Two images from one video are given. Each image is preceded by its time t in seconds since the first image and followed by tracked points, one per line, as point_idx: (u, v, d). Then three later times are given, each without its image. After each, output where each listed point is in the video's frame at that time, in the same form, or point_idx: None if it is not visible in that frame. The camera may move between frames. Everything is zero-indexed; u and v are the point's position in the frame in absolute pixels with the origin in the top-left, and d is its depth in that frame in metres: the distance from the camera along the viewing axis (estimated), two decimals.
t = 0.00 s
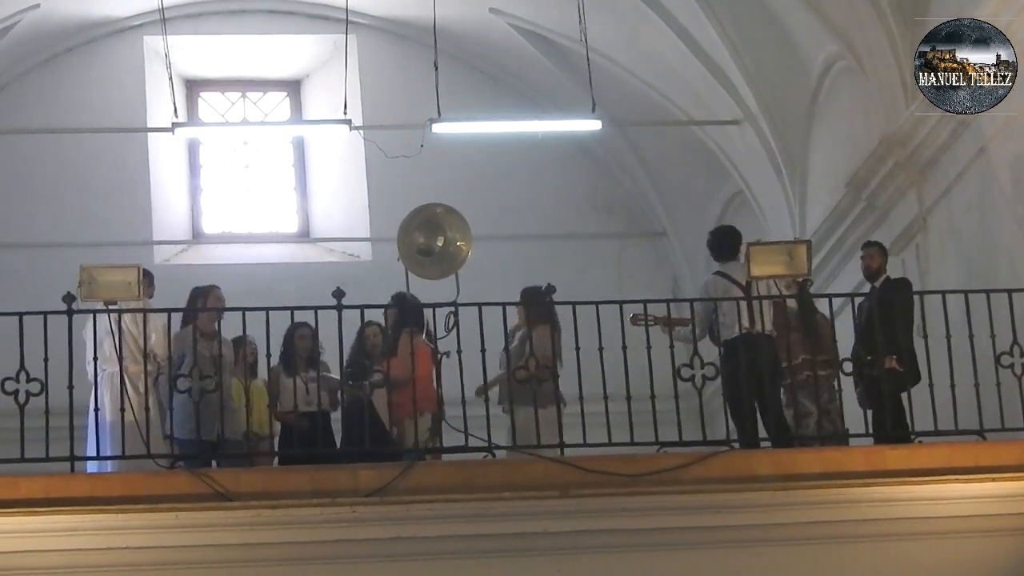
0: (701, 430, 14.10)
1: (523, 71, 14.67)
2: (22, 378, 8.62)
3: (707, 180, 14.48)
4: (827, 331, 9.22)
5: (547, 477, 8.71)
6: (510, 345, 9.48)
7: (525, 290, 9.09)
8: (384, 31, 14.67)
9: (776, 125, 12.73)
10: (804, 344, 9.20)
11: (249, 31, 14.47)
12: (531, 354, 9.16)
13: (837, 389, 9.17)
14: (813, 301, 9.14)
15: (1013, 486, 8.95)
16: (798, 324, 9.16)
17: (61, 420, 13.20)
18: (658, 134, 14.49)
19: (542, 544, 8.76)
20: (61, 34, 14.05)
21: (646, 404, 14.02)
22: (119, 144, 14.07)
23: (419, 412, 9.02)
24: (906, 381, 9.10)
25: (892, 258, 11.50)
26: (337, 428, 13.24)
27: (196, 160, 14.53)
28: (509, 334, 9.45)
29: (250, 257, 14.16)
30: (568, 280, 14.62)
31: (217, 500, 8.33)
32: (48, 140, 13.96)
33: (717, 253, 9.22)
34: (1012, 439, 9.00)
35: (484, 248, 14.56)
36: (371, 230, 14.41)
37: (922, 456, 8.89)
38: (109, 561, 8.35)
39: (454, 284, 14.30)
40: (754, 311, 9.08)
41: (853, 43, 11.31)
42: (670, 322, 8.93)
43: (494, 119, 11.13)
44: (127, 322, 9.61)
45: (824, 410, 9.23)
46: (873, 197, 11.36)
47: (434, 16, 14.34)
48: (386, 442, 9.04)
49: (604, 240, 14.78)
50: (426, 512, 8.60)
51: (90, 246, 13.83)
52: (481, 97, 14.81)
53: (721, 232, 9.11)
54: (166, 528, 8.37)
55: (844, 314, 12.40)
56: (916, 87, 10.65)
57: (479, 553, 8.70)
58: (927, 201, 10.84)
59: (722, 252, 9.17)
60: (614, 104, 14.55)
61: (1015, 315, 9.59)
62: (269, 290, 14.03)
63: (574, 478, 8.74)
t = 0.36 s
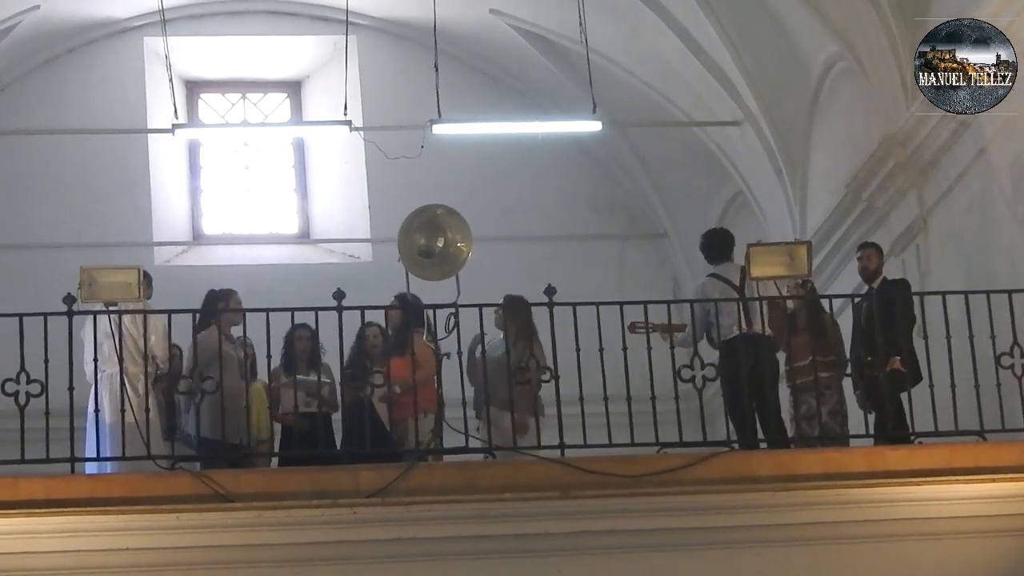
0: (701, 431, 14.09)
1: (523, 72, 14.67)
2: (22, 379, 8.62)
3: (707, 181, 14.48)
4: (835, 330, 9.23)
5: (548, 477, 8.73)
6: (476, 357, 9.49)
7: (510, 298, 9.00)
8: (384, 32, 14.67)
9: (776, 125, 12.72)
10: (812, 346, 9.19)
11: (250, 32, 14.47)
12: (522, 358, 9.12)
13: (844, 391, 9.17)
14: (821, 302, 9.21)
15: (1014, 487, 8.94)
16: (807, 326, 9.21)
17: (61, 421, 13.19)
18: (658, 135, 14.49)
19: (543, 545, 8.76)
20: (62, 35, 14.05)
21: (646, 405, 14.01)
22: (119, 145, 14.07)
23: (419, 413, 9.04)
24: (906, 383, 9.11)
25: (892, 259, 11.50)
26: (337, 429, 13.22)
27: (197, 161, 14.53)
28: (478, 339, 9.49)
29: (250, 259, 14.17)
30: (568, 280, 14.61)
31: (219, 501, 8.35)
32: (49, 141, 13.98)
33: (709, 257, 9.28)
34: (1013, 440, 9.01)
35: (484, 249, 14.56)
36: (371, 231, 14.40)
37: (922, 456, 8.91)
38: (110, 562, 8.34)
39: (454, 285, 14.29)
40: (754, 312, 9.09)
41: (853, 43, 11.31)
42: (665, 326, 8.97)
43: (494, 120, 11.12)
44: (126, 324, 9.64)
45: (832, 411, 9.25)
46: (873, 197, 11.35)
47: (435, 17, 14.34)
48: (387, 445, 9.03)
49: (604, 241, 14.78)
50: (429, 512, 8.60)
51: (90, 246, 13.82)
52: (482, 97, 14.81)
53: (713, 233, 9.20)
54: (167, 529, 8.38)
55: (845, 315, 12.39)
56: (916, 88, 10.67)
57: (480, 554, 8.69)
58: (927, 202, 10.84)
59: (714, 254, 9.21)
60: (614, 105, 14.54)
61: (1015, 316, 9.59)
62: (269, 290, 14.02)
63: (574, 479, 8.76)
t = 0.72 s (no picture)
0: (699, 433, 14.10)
1: (523, 73, 14.66)
2: (21, 378, 8.62)
3: (705, 182, 14.48)
4: (839, 335, 9.21)
5: (548, 478, 8.73)
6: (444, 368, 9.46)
7: (493, 304, 9.26)
8: (383, 32, 14.67)
9: (775, 126, 12.72)
10: (818, 348, 9.18)
11: (249, 32, 14.46)
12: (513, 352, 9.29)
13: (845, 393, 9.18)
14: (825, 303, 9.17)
15: (1011, 488, 8.97)
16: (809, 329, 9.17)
17: (59, 421, 13.19)
18: (657, 136, 14.50)
19: (542, 546, 8.76)
20: (61, 35, 14.04)
21: (645, 406, 14.01)
22: (118, 145, 14.07)
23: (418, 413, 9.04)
24: (903, 385, 9.12)
25: (892, 261, 11.49)
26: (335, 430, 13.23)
27: (196, 162, 14.52)
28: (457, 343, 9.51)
29: (249, 259, 14.17)
30: (566, 281, 14.61)
31: (218, 502, 8.37)
32: (49, 142, 13.98)
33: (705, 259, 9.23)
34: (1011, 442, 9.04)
35: (482, 250, 14.55)
36: (370, 232, 14.41)
37: (920, 457, 8.93)
38: (109, 562, 8.34)
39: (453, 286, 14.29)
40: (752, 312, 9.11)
41: (852, 45, 11.31)
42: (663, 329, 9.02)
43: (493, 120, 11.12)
44: (124, 325, 9.72)
45: (834, 412, 9.24)
46: (872, 198, 11.35)
47: (433, 17, 14.34)
48: (385, 446, 9.06)
49: (602, 242, 14.78)
50: (428, 513, 8.61)
51: (89, 246, 13.82)
52: (481, 98, 14.81)
53: (708, 234, 9.19)
54: (167, 530, 8.39)
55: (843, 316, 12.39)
56: (916, 90, 10.68)
57: (478, 555, 8.69)
58: (926, 203, 10.84)
59: (706, 256, 9.19)
60: (613, 106, 14.54)
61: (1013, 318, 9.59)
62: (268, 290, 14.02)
63: (572, 480, 8.77)
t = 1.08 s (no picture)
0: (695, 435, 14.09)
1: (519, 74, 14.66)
2: (16, 378, 8.61)
3: (702, 184, 14.49)
4: (838, 337, 9.23)
5: (543, 480, 8.76)
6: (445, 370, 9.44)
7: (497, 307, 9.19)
8: (380, 33, 14.67)
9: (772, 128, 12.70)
10: (815, 349, 9.21)
11: (246, 33, 14.46)
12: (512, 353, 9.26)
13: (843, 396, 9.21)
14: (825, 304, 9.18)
15: (1008, 491, 8.97)
16: (808, 331, 9.18)
17: (56, 421, 13.17)
18: (654, 138, 14.50)
19: (537, 547, 8.75)
20: (58, 35, 14.04)
21: (641, 408, 14.00)
22: (115, 145, 14.06)
23: (413, 416, 9.09)
24: (897, 388, 9.13)
25: (888, 263, 11.49)
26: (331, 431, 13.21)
27: (192, 162, 14.54)
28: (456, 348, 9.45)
29: (246, 259, 14.16)
30: (562, 283, 14.61)
31: (214, 502, 8.38)
32: (47, 142, 13.98)
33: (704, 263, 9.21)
34: (1005, 446, 9.08)
35: (479, 251, 14.55)
36: (366, 233, 14.40)
37: (915, 460, 8.96)
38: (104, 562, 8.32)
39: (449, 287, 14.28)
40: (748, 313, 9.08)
41: (850, 47, 11.31)
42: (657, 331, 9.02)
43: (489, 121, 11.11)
44: (120, 325, 9.75)
45: (832, 415, 9.27)
46: (868, 201, 11.34)
47: (431, 18, 14.34)
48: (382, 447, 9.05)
49: (599, 244, 14.77)
50: (424, 514, 8.60)
51: (86, 247, 13.81)
52: (478, 99, 14.81)
53: (705, 238, 9.19)
54: (163, 530, 8.39)
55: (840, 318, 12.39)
56: (911, 92, 10.64)
57: (474, 556, 8.69)
58: (923, 206, 10.84)
59: (703, 258, 9.17)
60: (610, 108, 14.53)
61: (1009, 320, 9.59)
62: (264, 291, 14.02)
63: (568, 481, 8.78)
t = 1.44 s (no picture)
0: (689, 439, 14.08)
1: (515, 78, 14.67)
2: (10, 380, 8.60)
3: (698, 188, 14.49)
4: (833, 343, 9.24)
5: (538, 484, 8.77)
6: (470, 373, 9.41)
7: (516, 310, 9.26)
8: (376, 37, 14.66)
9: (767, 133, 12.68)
10: (809, 354, 9.19)
11: (242, 36, 14.45)
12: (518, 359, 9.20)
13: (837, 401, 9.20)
14: (820, 310, 9.17)
15: (1003, 496, 9.00)
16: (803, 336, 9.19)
17: (48, 423, 13.14)
18: (650, 142, 14.50)
19: (532, 551, 8.75)
20: (53, 36, 14.02)
21: (635, 412, 13.99)
22: (110, 147, 14.06)
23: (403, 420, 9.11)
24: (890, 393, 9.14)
25: (883, 268, 11.49)
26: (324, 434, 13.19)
27: (187, 164, 14.53)
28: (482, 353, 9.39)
29: (239, 262, 14.14)
30: (557, 286, 14.60)
31: (208, 506, 8.40)
32: (41, 144, 13.96)
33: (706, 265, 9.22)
34: (1000, 451, 9.13)
35: (473, 254, 14.53)
36: (360, 236, 14.39)
37: (909, 466, 9.00)
38: (96, 566, 8.31)
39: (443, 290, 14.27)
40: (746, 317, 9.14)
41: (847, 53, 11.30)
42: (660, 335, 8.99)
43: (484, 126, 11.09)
44: (116, 328, 9.78)
45: (826, 419, 9.26)
46: (863, 206, 11.34)
47: (427, 21, 14.33)
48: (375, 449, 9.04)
49: (594, 247, 14.76)
50: (419, 518, 8.60)
51: (80, 248, 13.79)
52: (474, 102, 14.80)
53: (713, 242, 9.16)
54: (157, 534, 8.39)
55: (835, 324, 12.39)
56: (909, 94, 10.68)
57: (467, 560, 8.69)
58: (918, 210, 10.84)
59: (709, 262, 9.20)
60: (606, 111, 14.53)
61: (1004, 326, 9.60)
62: (258, 294, 14.01)
63: (563, 485, 8.79)
